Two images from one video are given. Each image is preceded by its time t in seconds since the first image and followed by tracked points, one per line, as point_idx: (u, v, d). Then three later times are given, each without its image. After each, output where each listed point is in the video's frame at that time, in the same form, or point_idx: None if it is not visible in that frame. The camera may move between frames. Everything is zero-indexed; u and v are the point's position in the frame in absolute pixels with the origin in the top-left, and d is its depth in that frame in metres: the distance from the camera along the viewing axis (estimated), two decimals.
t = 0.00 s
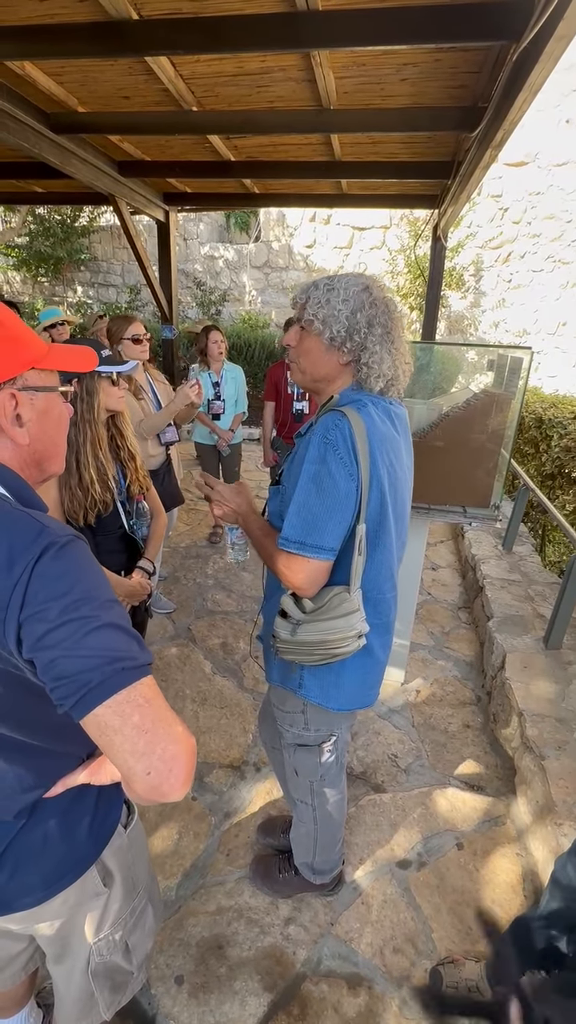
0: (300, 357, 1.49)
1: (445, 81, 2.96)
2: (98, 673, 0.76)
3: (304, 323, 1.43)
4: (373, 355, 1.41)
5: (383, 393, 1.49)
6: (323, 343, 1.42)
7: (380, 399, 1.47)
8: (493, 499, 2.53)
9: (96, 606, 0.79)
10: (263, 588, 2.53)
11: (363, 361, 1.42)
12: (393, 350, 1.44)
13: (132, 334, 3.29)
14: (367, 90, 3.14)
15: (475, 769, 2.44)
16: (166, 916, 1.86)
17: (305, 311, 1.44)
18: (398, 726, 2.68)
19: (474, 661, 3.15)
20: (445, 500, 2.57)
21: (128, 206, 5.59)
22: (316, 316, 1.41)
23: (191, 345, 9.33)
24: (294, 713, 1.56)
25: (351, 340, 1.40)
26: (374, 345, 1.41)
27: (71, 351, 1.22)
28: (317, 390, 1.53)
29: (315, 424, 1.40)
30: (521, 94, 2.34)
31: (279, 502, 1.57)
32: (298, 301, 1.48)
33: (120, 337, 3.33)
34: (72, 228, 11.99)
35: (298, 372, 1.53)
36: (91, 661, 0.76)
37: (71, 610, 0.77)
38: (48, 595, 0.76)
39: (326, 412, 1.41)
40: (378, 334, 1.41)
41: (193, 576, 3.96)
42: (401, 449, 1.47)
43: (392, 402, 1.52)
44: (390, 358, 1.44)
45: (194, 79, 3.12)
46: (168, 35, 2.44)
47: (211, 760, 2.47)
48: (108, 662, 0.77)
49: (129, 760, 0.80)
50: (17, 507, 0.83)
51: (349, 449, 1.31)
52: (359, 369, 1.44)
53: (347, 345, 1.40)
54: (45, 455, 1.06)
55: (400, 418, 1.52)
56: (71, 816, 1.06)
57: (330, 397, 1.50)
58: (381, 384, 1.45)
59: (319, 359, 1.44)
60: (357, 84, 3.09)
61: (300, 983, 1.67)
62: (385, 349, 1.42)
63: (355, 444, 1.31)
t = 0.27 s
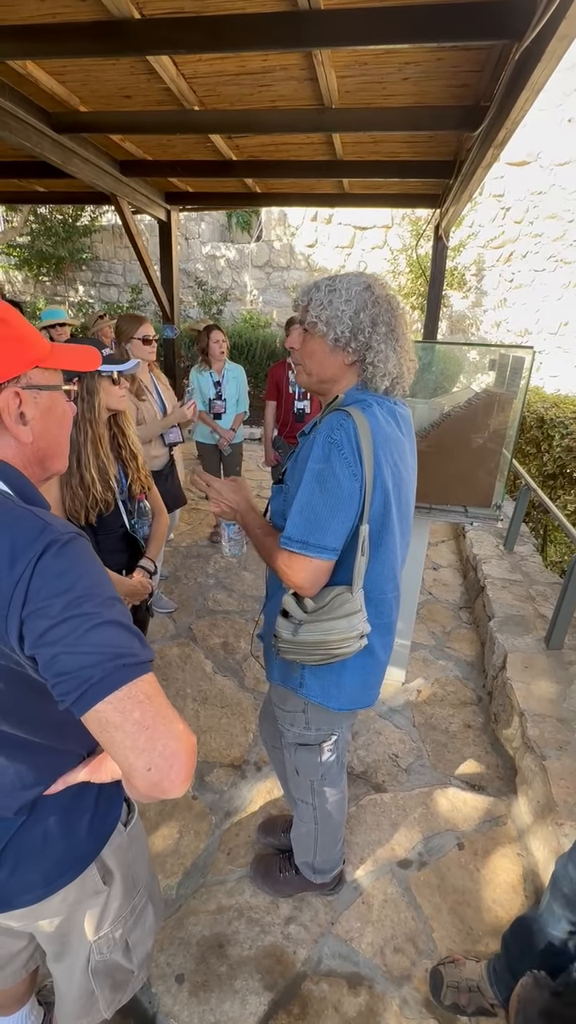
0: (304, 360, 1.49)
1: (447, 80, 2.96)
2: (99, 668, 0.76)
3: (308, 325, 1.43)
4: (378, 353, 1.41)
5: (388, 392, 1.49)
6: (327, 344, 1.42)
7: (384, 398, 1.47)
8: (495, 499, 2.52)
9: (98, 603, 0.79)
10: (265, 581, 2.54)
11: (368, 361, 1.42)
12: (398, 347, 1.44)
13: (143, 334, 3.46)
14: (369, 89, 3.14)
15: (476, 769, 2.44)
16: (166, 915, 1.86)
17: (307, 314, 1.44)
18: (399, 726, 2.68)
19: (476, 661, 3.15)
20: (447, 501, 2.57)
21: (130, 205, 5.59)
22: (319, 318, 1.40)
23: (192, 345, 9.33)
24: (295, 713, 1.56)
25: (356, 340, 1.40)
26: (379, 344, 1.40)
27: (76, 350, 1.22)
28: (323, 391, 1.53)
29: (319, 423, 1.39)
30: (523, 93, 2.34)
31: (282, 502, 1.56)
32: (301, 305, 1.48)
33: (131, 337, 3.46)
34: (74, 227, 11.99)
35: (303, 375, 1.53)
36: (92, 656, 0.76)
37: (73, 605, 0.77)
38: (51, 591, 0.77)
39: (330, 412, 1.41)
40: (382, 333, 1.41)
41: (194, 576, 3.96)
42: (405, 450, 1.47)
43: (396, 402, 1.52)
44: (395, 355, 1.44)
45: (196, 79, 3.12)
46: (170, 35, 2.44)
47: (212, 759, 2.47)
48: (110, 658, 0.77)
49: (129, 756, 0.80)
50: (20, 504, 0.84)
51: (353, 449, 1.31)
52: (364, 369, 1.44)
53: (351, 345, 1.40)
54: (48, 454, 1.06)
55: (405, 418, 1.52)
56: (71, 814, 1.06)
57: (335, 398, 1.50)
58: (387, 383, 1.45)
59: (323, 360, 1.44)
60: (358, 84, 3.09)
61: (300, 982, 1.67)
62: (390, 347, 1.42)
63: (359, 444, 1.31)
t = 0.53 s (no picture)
0: (301, 353, 1.49)
1: (448, 79, 2.96)
2: (95, 667, 0.76)
3: (307, 319, 1.44)
4: (375, 355, 1.40)
5: (389, 393, 1.48)
6: (323, 341, 1.42)
7: (386, 398, 1.46)
8: (496, 498, 2.51)
9: (94, 603, 0.79)
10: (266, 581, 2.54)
11: (365, 362, 1.42)
12: (396, 351, 1.44)
13: (152, 334, 3.63)
14: (370, 88, 3.14)
15: (477, 769, 2.44)
16: (167, 914, 1.86)
17: (308, 308, 1.45)
18: (400, 726, 2.68)
19: (476, 661, 3.15)
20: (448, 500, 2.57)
21: (131, 205, 5.59)
22: (319, 314, 1.41)
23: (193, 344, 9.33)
24: (296, 713, 1.56)
25: (352, 339, 1.40)
26: (376, 345, 1.40)
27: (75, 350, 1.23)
28: (319, 385, 1.53)
29: (320, 423, 1.39)
30: (524, 92, 2.33)
31: (283, 501, 1.57)
32: (303, 299, 1.48)
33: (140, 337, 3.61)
34: (75, 226, 12.00)
35: (299, 369, 1.53)
36: (87, 655, 0.76)
37: (69, 604, 0.77)
38: (47, 589, 0.77)
39: (331, 412, 1.41)
40: (380, 335, 1.40)
41: (195, 575, 3.96)
42: (406, 449, 1.46)
43: (398, 402, 1.51)
44: (393, 360, 1.43)
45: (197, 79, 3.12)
46: (172, 34, 2.44)
47: (212, 758, 2.47)
48: (105, 657, 0.77)
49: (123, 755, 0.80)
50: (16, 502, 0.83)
51: (355, 449, 1.30)
52: (362, 369, 1.44)
53: (347, 344, 1.40)
54: (45, 454, 1.06)
55: (406, 418, 1.52)
56: (68, 813, 1.06)
57: (335, 398, 1.50)
58: (384, 386, 1.44)
59: (319, 356, 1.45)
60: (360, 83, 3.09)
61: (300, 981, 1.67)
62: (387, 351, 1.41)
63: (361, 443, 1.30)
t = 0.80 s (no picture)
0: (301, 353, 1.49)
1: (450, 79, 2.95)
2: (92, 666, 0.77)
3: (307, 320, 1.44)
4: (371, 357, 1.40)
5: (389, 393, 1.48)
6: (323, 341, 1.42)
7: (388, 399, 1.46)
8: (498, 498, 2.51)
9: (92, 602, 0.79)
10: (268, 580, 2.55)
11: (363, 363, 1.42)
12: (394, 353, 1.43)
13: (160, 335, 3.65)
14: (372, 88, 3.14)
15: (478, 769, 2.44)
16: (168, 913, 1.86)
17: (309, 309, 1.45)
18: (401, 726, 2.68)
19: (478, 661, 3.15)
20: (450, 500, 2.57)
21: (133, 205, 5.59)
22: (318, 315, 1.41)
23: (195, 344, 9.34)
24: (298, 713, 1.57)
25: (350, 341, 1.40)
26: (374, 347, 1.40)
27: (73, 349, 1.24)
28: (318, 386, 1.53)
29: (322, 423, 1.39)
30: (527, 91, 2.33)
31: (286, 501, 1.57)
32: (303, 300, 1.49)
33: (148, 337, 3.62)
34: (77, 226, 12.00)
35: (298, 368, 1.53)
36: (85, 655, 0.77)
37: (67, 604, 0.77)
38: (45, 589, 0.77)
39: (334, 412, 1.41)
40: (379, 336, 1.40)
41: (196, 575, 3.97)
42: (409, 450, 1.47)
43: (400, 403, 1.51)
44: (392, 361, 1.43)
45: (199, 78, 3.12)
46: (174, 34, 2.44)
47: (214, 758, 2.48)
48: (103, 656, 0.77)
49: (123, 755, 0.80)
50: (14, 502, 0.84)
51: (357, 450, 1.31)
52: (359, 370, 1.44)
53: (345, 345, 1.40)
54: (42, 453, 1.06)
55: (409, 419, 1.52)
56: (68, 812, 1.06)
57: (336, 399, 1.50)
58: (383, 387, 1.44)
59: (319, 357, 1.45)
60: (362, 82, 3.08)
61: (302, 980, 1.67)
62: (385, 353, 1.41)
63: (363, 444, 1.31)
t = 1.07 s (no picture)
0: (307, 351, 1.48)
1: (452, 79, 2.95)
2: (92, 664, 0.77)
3: (316, 318, 1.43)
4: (383, 356, 1.41)
5: (394, 392, 1.48)
6: (333, 340, 1.42)
7: (391, 398, 1.47)
8: (500, 498, 2.51)
9: (92, 600, 0.79)
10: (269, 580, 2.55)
11: (374, 362, 1.42)
12: (404, 352, 1.45)
13: (165, 335, 3.64)
14: (374, 88, 3.14)
15: (479, 769, 2.44)
16: (169, 912, 1.86)
17: (317, 306, 1.44)
18: (402, 725, 2.68)
19: (479, 661, 3.15)
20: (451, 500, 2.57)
21: (134, 204, 5.59)
22: (328, 313, 1.41)
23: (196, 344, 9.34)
24: (299, 712, 1.57)
25: (363, 340, 1.40)
26: (385, 346, 1.41)
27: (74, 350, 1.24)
28: (324, 385, 1.53)
29: (322, 423, 1.40)
30: (529, 91, 2.33)
31: (286, 500, 1.57)
32: (309, 298, 1.48)
33: (153, 337, 3.62)
34: (78, 225, 12.00)
35: (304, 367, 1.52)
36: (85, 652, 0.77)
37: (67, 601, 0.77)
38: (46, 586, 0.77)
39: (334, 412, 1.41)
40: (390, 336, 1.41)
41: (197, 574, 3.97)
42: (409, 450, 1.47)
43: (401, 402, 1.51)
44: (400, 361, 1.44)
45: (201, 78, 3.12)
46: (176, 34, 2.44)
47: (215, 757, 2.48)
48: (103, 654, 0.77)
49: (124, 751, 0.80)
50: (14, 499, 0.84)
51: (357, 449, 1.31)
52: (369, 369, 1.44)
53: (357, 344, 1.40)
54: (43, 451, 1.07)
55: (409, 419, 1.52)
56: (67, 810, 1.07)
57: (339, 398, 1.50)
58: (392, 386, 1.45)
59: (328, 356, 1.44)
60: (364, 82, 3.09)
61: (303, 979, 1.67)
62: (396, 352, 1.42)
63: (363, 443, 1.31)
